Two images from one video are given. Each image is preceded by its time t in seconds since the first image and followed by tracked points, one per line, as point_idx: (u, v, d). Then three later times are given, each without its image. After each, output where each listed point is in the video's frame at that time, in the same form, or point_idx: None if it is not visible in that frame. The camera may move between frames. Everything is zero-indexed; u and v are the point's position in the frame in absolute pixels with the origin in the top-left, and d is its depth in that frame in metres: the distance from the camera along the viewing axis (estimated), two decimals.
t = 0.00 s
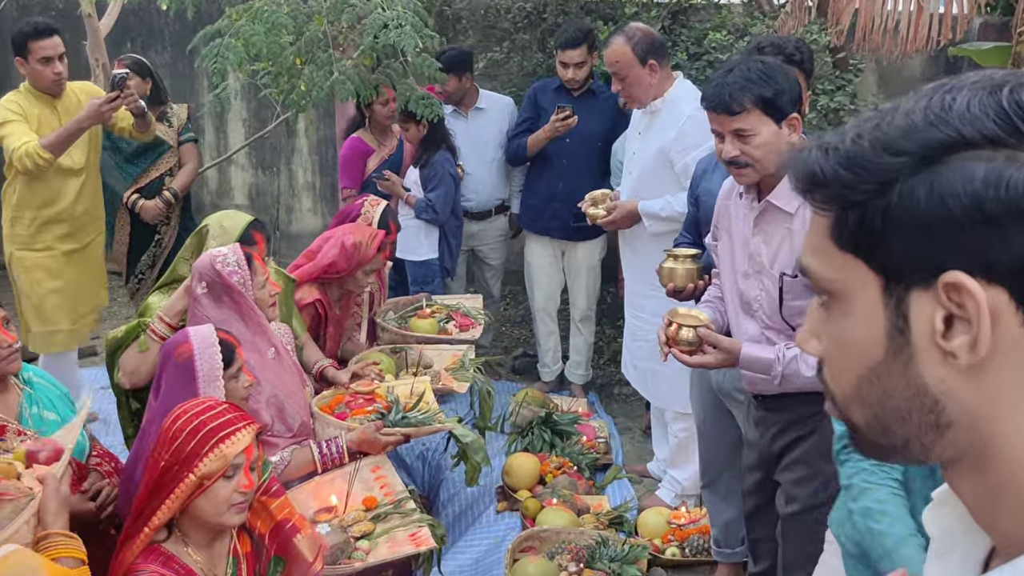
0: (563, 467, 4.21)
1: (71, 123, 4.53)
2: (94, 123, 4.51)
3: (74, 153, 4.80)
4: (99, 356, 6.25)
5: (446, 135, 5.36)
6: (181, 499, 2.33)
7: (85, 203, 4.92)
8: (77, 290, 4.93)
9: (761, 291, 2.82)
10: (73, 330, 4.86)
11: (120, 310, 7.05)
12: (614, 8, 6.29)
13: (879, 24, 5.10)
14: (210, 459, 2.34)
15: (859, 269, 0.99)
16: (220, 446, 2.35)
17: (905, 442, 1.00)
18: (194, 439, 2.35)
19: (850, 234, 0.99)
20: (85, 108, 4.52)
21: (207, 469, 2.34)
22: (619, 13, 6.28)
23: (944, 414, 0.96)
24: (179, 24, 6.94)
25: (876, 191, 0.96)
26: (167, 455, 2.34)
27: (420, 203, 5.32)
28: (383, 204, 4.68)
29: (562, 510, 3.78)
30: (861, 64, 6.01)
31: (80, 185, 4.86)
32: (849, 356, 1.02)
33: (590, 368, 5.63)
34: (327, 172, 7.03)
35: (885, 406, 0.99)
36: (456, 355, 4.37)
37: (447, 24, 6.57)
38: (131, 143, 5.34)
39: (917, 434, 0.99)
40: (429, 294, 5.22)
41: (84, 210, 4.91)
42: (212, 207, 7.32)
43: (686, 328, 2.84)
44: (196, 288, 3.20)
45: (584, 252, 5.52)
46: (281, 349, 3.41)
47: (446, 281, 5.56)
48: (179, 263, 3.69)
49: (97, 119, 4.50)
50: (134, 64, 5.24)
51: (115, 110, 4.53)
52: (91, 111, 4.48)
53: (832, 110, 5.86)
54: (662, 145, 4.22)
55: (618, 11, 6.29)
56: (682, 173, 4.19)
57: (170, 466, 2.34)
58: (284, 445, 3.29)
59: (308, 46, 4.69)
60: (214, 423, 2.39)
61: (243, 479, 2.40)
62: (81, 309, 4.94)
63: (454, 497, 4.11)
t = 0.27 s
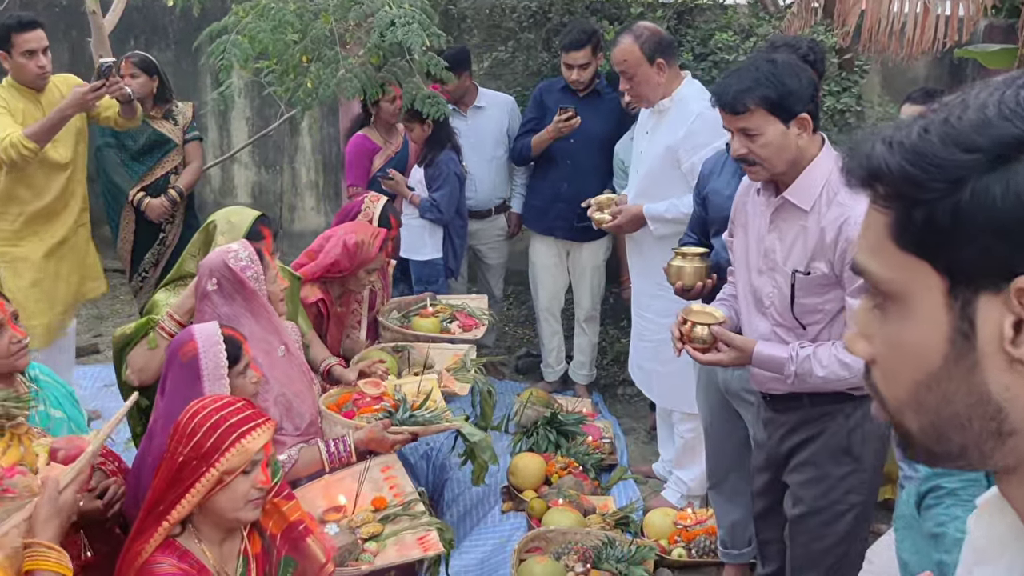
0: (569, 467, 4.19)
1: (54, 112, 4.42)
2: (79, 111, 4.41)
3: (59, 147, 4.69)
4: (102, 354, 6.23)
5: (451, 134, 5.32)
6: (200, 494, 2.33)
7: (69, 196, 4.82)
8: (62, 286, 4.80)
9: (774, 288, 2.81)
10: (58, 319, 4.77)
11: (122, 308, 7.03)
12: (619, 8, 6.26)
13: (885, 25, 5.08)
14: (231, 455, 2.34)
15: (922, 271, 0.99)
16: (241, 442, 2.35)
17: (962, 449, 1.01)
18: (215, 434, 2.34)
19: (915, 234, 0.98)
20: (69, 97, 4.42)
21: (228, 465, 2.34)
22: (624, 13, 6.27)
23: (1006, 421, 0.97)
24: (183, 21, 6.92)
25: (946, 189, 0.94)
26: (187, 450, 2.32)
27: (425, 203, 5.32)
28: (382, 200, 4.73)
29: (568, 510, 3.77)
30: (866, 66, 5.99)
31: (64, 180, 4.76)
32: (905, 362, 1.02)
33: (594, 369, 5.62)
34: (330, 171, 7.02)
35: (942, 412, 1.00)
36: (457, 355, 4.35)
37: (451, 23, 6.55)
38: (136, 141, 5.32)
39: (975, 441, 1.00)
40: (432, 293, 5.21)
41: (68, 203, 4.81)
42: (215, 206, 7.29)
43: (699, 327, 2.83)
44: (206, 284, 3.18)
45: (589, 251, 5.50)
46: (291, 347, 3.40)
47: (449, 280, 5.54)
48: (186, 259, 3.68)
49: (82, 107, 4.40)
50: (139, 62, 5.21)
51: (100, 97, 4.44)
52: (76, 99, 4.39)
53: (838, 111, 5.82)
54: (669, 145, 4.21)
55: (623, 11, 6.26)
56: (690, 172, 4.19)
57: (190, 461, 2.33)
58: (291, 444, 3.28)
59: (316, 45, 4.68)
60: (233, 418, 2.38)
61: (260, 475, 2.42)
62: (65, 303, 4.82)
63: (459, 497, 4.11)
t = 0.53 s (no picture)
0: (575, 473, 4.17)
1: (36, 99, 4.08)
2: (62, 95, 4.09)
3: (43, 150, 4.37)
4: (105, 356, 6.21)
5: (459, 139, 5.36)
6: (219, 495, 2.33)
7: (58, 204, 4.47)
8: (73, 295, 4.57)
9: (786, 292, 2.80)
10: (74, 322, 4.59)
11: (127, 310, 7.02)
12: (626, 14, 6.27)
13: (891, 34, 5.08)
14: (250, 458, 2.34)
15: (976, 281, 0.97)
16: (261, 445, 2.36)
17: (1009, 464, 1.00)
18: (235, 437, 2.34)
19: (970, 245, 0.97)
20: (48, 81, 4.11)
21: (248, 467, 2.35)
22: (631, 19, 6.27)
23: None
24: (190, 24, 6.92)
25: (1008, 195, 0.93)
26: (206, 451, 2.32)
27: (432, 207, 5.31)
28: (381, 202, 4.76)
29: (574, 516, 3.75)
30: (873, 74, 5.98)
31: (51, 187, 4.42)
32: (953, 375, 1.00)
33: (598, 375, 5.62)
34: (335, 174, 7.02)
35: (991, 427, 0.99)
36: (461, 364, 4.35)
37: (458, 28, 6.55)
38: (143, 142, 5.33)
39: None
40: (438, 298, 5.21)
41: (58, 212, 4.46)
42: (220, 208, 7.28)
43: (710, 328, 2.85)
44: (217, 285, 3.19)
45: (593, 257, 5.51)
46: (301, 351, 3.40)
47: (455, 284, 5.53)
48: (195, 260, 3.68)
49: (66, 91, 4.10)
50: (148, 64, 5.21)
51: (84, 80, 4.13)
52: (56, 81, 4.08)
53: (846, 119, 5.77)
54: (680, 151, 4.21)
55: (630, 18, 6.27)
56: (700, 179, 4.19)
57: (209, 463, 2.33)
58: (298, 446, 3.27)
59: (325, 48, 4.68)
60: (253, 423, 2.38)
61: (276, 478, 2.43)
62: (80, 308, 4.61)
63: (464, 501, 4.13)
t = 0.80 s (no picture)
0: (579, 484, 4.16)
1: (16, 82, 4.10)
2: (41, 78, 4.12)
3: (23, 154, 4.28)
4: (108, 363, 6.21)
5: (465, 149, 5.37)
6: (232, 502, 2.35)
7: (39, 211, 4.37)
8: (69, 302, 4.50)
9: (792, 304, 2.79)
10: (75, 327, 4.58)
11: (130, 317, 7.02)
12: (631, 25, 6.30)
13: (896, 47, 5.08)
14: (264, 464, 2.37)
15: (1006, 296, 1.00)
16: (275, 451, 2.39)
17: None
18: (252, 443, 2.38)
19: (1000, 258, 0.99)
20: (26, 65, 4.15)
21: (262, 474, 2.38)
22: (636, 30, 6.29)
23: None
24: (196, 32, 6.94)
25: None
26: (221, 458, 2.35)
27: (438, 216, 5.31)
28: (378, 207, 4.79)
29: (578, 527, 3.73)
30: (877, 87, 5.99)
31: (32, 191, 4.33)
32: (979, 392, 1.02)
33: (601, 385, 5.60)
34: (340, 183, 7.03)
35: (1016, 445, 1.00)
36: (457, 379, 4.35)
37: (464, 38, 6.57)
38: (149, 150, 5.34)
39: None
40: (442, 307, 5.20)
41: (39, 220, 4.36)
42: (224, 216, 7.29)
43: (716, 339, 2.84)
44: (223, 292, 3.18)
45: (596, 267, 5.50)
46: (304, 358, 3.41)
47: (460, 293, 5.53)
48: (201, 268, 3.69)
49: (46, 74, 4.15)
50: (154, 72, 5.20)
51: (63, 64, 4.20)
52: (35, 64, 4.12)
53: (850, 132, 5.71)
54: (686, 162, 4.22)
55: (635, 29, 6.29)
56: (707, 190, 4.20)
57: (222, 469, 2.35)
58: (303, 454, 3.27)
59: (332, 57, 4.69)
60: (269, 429, 2.42)
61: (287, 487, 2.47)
62: (80, 315, 4.54)
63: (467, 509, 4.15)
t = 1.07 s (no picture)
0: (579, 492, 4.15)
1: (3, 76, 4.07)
2: (28, 73, 4.09)
3: (15, 160, 4.28)
4: (109, 371, 6.21)
5: (465, 157, 5.39)
6: (233, 509, 2.38)
7: (34, 216, 4.38)
8: (60, 307, 4.50)
9: (792, 313, 2.80)
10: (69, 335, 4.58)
11: (130, 325, 7.02)
12: (632, 35, 6.31)
13: (895, 56, 5.10)
14: (264, 470, 2.40)
15: (1013, 313, 1.02)
16: (274, 458, 2.42)
17: None
18: (250, 448, 2.41)
19: (1010, 274, 1.01)
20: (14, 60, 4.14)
21: (262, 479, 2.40)
22: (636, 39, 6.32)
23: None
24: (197, 41, 6.96)
25: None
26: (219, 466, 2.38)
27: (439, 224, 5.31)
28: (380, 213, 4.76)
29: (578, 535, 3.72)
30: (877, 96, 6.00)
31: (25, 197, 4.33)
32: (987, 413, 1.04)
33: (600, 393, 5.59)
34: (341, 192, 7.05)
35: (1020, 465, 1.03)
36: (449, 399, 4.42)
37: (465, 47, 6.58)
38: (149, 157, 5.36)
39: None
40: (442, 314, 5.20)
41: (33, 224, 4.37)
42: (225, 224, 7.31)
43: (715, 349, 2.90)
44: (223, 299, 3.19)
45: (597, 275, 5.49)
46: (304, 366, 3.40)
47: (461, 300, 5.53)
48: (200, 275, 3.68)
49: (34, 68, 4.12)
50: (155, 82, 5.21)
51: (51, 56, 4.17)
52: (23, 58, 4.10)
53: (850, 141, 5.73)
54: (683, 170, 4.22)
55: (635, 39, 6.31)
56: (701, 199, 4.20)
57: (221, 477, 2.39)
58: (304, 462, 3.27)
59: (334, 66, 4.71)
60: (267, 433, 2.46)
61: (289, 492, 2.50)
62: (71, 321, 4.53)
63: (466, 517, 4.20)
